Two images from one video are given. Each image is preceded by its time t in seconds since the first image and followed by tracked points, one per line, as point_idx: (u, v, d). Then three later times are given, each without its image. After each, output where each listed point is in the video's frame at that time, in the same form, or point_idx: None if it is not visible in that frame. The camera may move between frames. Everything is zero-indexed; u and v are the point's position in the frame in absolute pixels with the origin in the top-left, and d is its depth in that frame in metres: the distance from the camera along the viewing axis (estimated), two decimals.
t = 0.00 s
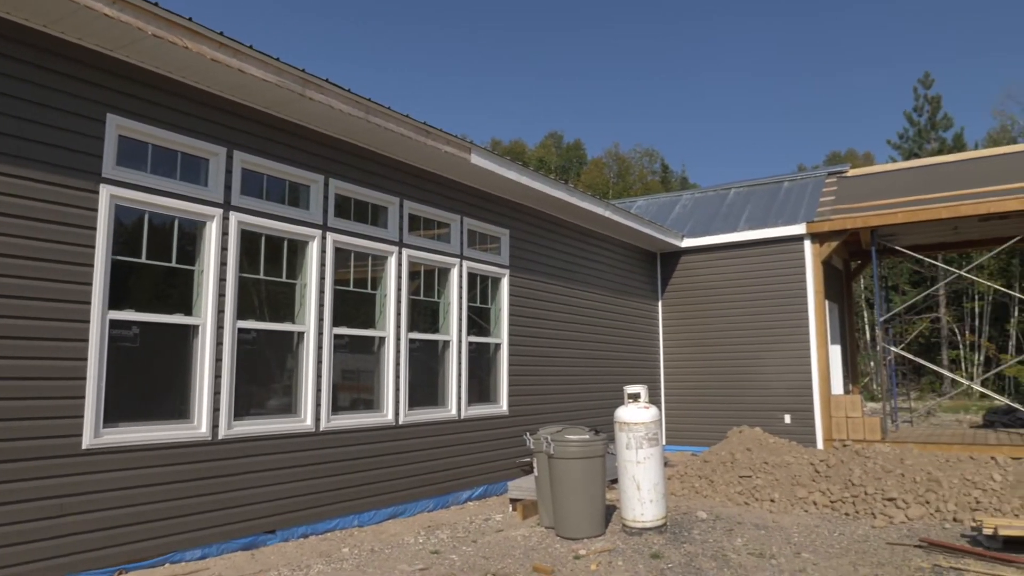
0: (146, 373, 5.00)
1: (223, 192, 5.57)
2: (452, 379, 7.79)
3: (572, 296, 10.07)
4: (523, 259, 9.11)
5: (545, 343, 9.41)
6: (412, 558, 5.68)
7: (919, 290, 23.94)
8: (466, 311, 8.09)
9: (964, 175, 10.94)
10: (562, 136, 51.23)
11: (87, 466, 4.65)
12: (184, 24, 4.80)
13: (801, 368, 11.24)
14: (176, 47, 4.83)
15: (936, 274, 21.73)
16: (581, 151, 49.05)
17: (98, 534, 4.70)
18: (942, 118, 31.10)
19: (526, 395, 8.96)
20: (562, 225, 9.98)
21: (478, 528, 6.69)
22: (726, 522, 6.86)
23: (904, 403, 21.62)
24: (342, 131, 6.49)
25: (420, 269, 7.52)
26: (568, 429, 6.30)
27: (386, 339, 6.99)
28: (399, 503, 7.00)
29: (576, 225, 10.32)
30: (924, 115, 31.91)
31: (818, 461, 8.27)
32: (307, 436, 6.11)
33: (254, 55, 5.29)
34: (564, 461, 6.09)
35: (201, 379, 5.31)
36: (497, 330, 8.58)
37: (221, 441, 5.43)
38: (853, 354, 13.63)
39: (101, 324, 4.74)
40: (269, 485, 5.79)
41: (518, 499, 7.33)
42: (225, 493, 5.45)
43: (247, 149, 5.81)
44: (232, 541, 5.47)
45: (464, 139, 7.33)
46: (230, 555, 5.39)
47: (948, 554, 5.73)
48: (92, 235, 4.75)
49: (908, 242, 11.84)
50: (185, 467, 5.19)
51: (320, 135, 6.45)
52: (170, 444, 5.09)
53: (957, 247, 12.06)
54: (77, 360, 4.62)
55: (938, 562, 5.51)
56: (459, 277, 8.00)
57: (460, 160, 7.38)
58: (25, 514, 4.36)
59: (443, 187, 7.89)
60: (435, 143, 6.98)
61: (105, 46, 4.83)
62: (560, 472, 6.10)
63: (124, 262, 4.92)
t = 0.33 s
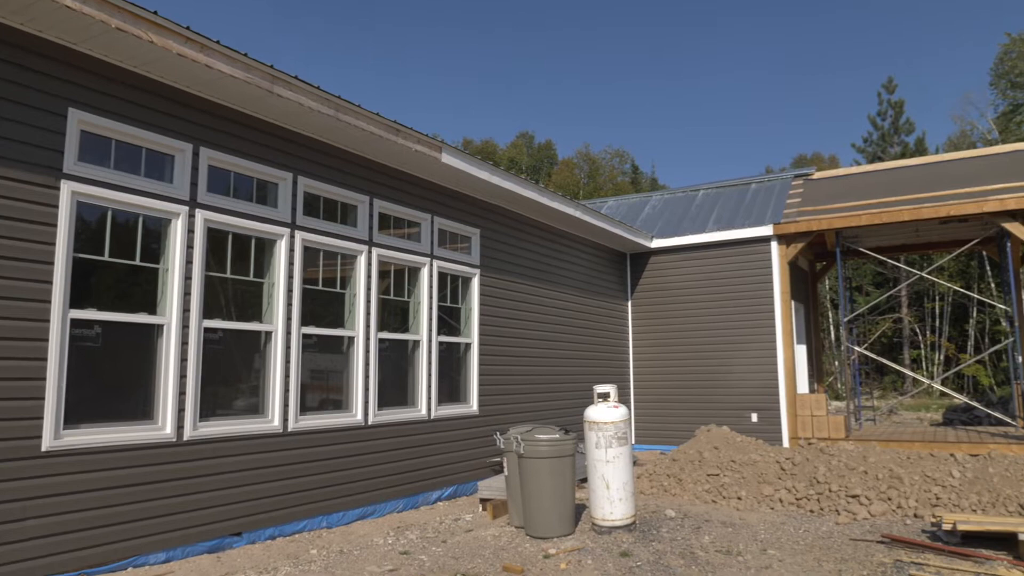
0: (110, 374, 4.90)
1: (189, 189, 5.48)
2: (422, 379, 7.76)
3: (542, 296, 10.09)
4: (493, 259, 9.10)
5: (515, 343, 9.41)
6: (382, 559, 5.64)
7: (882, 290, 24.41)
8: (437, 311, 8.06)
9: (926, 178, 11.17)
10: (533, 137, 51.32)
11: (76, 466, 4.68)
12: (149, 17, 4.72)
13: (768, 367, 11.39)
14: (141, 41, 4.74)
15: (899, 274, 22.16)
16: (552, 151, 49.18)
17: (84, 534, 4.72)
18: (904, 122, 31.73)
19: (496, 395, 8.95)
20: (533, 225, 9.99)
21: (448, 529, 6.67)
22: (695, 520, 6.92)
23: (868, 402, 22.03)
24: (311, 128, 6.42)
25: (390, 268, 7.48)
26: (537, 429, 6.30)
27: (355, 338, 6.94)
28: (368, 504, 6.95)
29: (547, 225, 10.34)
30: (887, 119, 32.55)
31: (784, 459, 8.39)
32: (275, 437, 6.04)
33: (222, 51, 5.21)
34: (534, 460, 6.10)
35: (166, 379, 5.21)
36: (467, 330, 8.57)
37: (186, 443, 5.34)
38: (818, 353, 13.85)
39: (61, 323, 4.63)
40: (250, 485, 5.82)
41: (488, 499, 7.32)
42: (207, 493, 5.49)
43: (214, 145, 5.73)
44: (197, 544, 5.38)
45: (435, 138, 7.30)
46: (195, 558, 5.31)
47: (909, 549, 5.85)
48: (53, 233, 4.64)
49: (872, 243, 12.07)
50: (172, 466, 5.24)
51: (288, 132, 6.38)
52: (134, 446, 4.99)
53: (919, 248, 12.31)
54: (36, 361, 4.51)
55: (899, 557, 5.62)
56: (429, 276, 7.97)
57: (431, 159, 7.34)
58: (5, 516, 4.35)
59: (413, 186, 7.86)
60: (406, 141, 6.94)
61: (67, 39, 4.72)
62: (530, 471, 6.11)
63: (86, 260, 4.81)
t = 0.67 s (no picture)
0: (69, 374, 4.79)
1: (152, 185, 5.39)
2: (390, 379, 7.72)
3: (511, 296, 10.10)
4: (462, 259, 9.09)
5: (484, 343, 9.41)
6: (348, 560, 5.59)
7: (845, 291, 24.87)
8: (405, 311, 8.02)
9: (888, 181, 11.40)
10: (503, 137, 51.35)
11: (62, 465, 4.71)
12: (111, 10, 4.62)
13: (734, 367, 11.52)
14: (103, 34, 4.64)
15: (861, 275, 22.60)
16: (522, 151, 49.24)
17: (66, 534, 4.74)
18: (867, 127, 32.36)
19: (465, 395, 8.94)
20: (502, 225, 10.00)
21: (416, 529, 6.64)
22: (661, 518, 6.99)
23: (830, 400, 22.44)
24: (278, 125, 6.35)
25: (358, 268, 7.43)
26: (506, 429, 6.31)
27: (323, 338, 6.88)
28: (335, 505, 6.89)
29: (516, 225, 10.36)
30: (850, 124, 33.17)
31: (749, 457, 8.51)
32: (240, 438, 5.96)
33: (186, 46, 5.13)
34: (502, 460, 6.10)
35: (127, 380, 5.11)
36: (435, 330, 8.54)
37: (147, 444, 5.24)
38: (783, 353, 14.05)
39: (18, 323, 4.51)
40: (227, 485, 5.84)
41: (456, 499, 7.30)
42: (187, 493, 5.53)
43: (178, 142, 5.63)
44: (159, 548, 5.29)
45: (404, 137, 7.27)
46: (157, 562, 5.22)
47: (870, 545, 5.96)
48: (10, 229, 4.52)
49: (835, 245, 12.28)
50: (155, 466, 5.29)
51: (254, 129, 6.30)
52: (93, 448, 4.88)
53: (880, 250, 12.56)
54: None
55: (860, 552, 5.72)
56: (398, 275, 7.93)
57: (400, 158, 7.31)
58: None
59: (382, 185, 7.81)
60: (374, 140, 6.90)
61: (26, 31, 4.61)
62: (498, 472, 6.11)
63: (45, 258, 4.69)
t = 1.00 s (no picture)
0: (28, 375, 4.67)
1: (115, 182, 5.28)
2: (359, 379, 7.66)
3: (481, 296, 10.09)
4: (432, 258, 9.06)
5: (454, 343, 9.38)
6: (316, 562, 5.53)
7: (810, 292, 25.29)
8: (374, 310, 7.97)
9: (852, 184, 11.61)
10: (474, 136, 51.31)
11: (41, 466, 4.71)
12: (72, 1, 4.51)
13: (701, 366, 11.64)
14: (64, 27, 4.54)
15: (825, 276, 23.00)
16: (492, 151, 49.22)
17: (51, 534, 4.77)
18: (832, 130, 32.90)
19: (434, 395, 8.90)
20: (472, 225, 9.99)
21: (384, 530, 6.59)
22: (630, 517, 7.03)
23: (795, 399, 22.81)
24: (245, 122, 6.27)
25: (326, 267, 7.36)
26: (475, 429, 6.31)
27: (291, 338, 6.81)
28: (302, 506, 6.81)
29: (486, 225, 10.35)
30: (816, 127, 33.71)
31: (716, 455, 8.60)
32: (205, 439, 5.87)
33: (151, 40, 5.04)
34: (472, 460, 6.09)
35: (88, 381, 5.00)
36: (405, 330, 8.50)
37: (109, 446, 5.13)
38: (749, 353, 14.23)
39: None
40: (205, 485, 5.86)
41: (425, 499, 7.26)
42: (166, 493, 5.55)
43: (141, 137, 5.53)
44: (122, 551, 5.19)
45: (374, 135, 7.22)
46: (119, 566, 5.12)
47: (833, 541, 6.07)
48: None
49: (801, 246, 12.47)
50: (118, 468, 5.19)
51: (221, 126, 6.21)
52: (53, 451, 4.77)
53: (844, 252, 12.79)
54: None
55: (824, 549, 5.82)
56: (367, 275, 7.87)
57: (369, 156, 7.26)
58: None
59: (351, 183, 7.75)
60: (343, 138, 6.85)
61: None
62: (467, 472, 6.09)
63: (3, 256, 4.57)
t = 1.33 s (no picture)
0: None
1: (78, 178, 5.17)
2: (329, 379, 7.60)
3: (452, 295, 10.07)
4: (402, 258, 9.01)
5: (425, 343, 9.35)
6: (284, 564, 5.48)
7: (777, 292, 25.65)
8: (344, 310, 7.91)
9: (819, 186, 11.79)
10: (446, 135, 51.18)
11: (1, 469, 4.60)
12: None
13: (671, 366, 11.74)
14: (25, 19, 4.43)
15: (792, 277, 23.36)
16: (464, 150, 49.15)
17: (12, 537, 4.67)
18: (799, 133, 33.41)
19: (404, 395, 8.86)
20: (443, 225, 9.97)
21: (353, 531, 6.55)
22: (599, 516, 7.07)
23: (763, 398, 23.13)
24: (213, 118, 6.18)
25: (296, 266, 7.29)
26: (446, 429, 6.30)
27: (259, 337, 6.73)
28: (271, 508, 6.74)
29: (457, 225, 10.32)
30: (783, 130, 34.21)
31: (685, 454, 8.68)
32: (171, 440, 5.78)
33: (116, 34, 4.94)
34: (442, 461, 6.07)
35: (50, 381, 4.89)
36: (375, 330, 8.45)
37: (71, 448, 5.02)
38: (718, 353, 14.38)
39: None
40: (172, 487, 5.79)
41: (395, 500, 7.23)
42: (135, 495, 5.49)
43: (105, 133, 5.42)
44: (85, 555, 5.09)
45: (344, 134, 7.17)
46: (81, 570, 5.02)
47: (799, 538, 6.16)
48: None
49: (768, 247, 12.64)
50: (80, 470, 5.08)
51: (187, 122, 6.11)
52: (12, 453, 4.66)
53: (811, 253, 12.98)
54: None
55: (790, 545, 5.91)
56: (337, 274, 7.81)
57: (340, 154, 7.20)
58: None
59: (321, 182, 7.68)
60: (313, 136, 6.79)
61: None
62: (438, 472, 6.07)
63: None
